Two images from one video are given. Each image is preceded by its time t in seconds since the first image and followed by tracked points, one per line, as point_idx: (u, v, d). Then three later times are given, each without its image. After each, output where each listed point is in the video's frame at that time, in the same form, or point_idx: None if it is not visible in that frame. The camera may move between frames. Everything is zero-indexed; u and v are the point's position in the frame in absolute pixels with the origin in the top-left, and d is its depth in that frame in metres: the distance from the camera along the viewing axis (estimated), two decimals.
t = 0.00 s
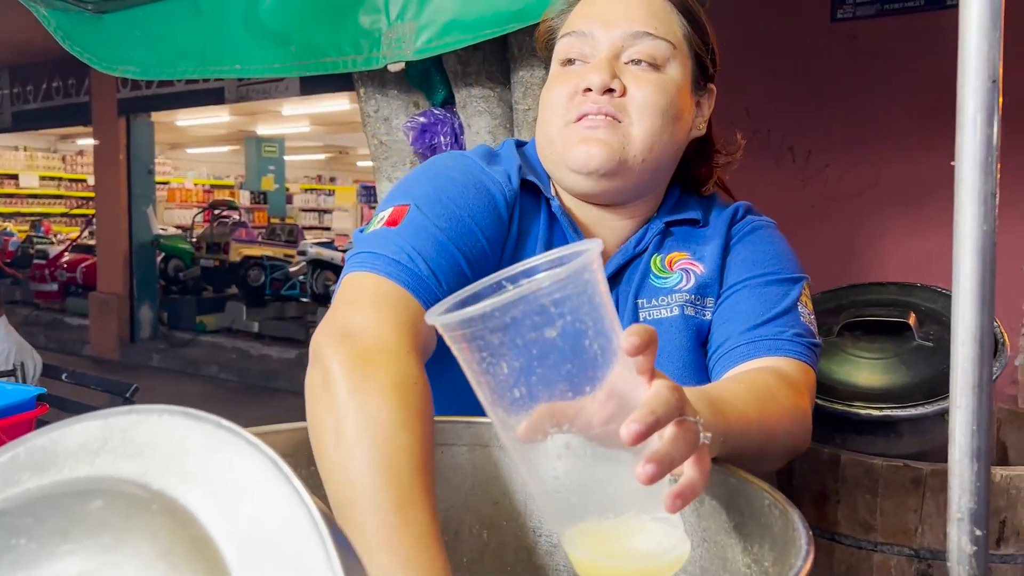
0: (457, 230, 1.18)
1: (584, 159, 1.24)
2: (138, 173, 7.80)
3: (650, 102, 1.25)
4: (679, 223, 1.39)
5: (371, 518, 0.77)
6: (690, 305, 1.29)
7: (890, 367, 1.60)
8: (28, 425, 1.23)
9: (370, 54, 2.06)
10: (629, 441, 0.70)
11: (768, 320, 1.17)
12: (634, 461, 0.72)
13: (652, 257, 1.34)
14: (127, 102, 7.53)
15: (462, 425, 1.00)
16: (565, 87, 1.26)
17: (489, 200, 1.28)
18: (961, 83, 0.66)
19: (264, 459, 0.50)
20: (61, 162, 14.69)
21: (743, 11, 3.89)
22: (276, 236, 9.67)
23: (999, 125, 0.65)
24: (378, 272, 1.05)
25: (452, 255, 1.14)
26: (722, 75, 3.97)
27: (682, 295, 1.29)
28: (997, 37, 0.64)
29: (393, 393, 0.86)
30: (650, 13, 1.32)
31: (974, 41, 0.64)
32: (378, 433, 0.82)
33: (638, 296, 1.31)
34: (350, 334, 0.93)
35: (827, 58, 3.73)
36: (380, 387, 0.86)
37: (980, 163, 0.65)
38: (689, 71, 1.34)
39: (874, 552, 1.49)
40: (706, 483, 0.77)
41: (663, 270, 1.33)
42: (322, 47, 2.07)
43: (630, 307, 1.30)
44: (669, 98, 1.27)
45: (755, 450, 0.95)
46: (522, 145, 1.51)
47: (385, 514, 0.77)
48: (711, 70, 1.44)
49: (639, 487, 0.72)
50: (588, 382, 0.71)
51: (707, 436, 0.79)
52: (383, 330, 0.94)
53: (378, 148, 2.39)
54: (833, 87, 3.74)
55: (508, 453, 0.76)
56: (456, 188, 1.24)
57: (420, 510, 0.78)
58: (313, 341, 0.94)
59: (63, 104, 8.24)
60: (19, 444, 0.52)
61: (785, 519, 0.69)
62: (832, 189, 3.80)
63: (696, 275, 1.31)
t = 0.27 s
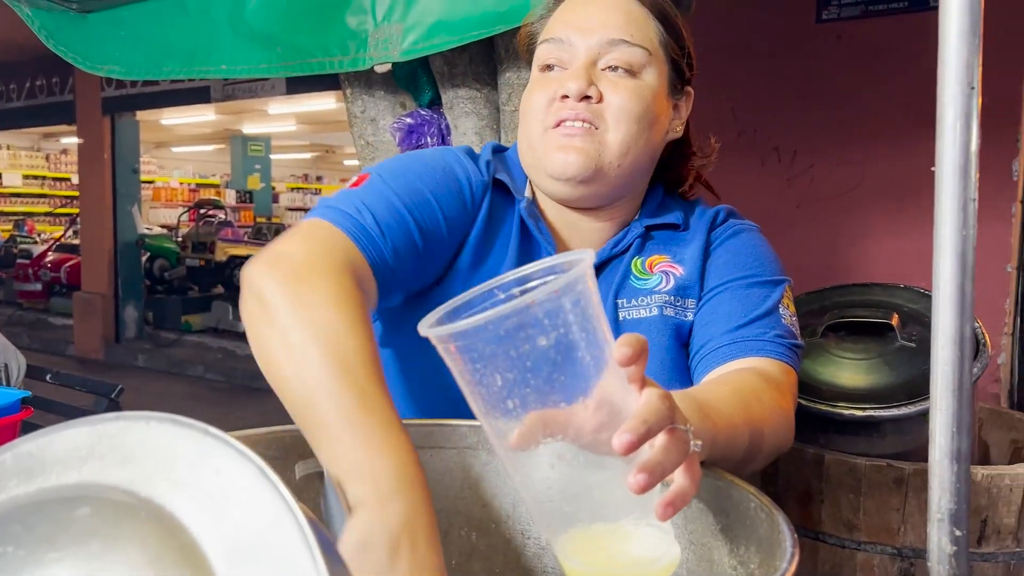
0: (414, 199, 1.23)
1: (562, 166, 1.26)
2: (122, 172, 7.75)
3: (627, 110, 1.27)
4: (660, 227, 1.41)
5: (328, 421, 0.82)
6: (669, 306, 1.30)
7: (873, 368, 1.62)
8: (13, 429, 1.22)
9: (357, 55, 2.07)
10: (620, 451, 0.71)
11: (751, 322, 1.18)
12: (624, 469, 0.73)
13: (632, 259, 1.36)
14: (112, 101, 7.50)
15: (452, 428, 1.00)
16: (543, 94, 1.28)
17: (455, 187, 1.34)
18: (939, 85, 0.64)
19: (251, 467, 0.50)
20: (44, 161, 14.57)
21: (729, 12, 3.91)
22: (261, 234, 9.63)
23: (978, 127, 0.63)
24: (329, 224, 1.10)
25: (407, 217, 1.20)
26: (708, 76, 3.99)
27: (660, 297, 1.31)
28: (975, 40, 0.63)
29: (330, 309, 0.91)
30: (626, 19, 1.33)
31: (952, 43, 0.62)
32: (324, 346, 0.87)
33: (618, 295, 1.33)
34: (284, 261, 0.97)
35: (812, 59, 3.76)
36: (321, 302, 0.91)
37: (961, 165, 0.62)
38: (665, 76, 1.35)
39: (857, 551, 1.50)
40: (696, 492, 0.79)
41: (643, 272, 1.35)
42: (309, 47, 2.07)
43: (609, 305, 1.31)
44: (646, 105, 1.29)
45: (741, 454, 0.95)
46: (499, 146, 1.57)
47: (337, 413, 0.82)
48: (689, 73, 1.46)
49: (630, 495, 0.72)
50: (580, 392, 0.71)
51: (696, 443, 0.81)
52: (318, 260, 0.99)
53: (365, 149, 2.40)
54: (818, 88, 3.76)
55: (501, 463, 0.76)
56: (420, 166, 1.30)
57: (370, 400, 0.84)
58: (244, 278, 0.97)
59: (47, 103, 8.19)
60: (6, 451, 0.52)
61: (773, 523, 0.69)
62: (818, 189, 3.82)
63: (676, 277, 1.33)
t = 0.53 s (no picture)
0: (365, 151, 1.38)
1: (535, 176, 1.31)
2: (108, 171, 7.72)
3: (599, 122, 1.30)
4: (637, 229, 1.42)
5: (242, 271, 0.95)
6: (641, 307, 1.32)
7: (853, 368, 1.64)
8: None
9: (343, 56, 2.08)
10: (593, 453, 0.72)
11: (728, 323, 1.20)
12: (598, 470, 0.74)
13: (609, 260, 1.38)
14: (98, 100, 7.46)
15: (433, 430, 1.00)
16: (520, 104, 1.32)
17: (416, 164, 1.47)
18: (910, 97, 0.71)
19: (228, 469, 0.50)
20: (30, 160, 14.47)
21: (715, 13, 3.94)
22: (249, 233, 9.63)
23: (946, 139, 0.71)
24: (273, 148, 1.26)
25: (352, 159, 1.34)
26: (694, 76, 4.02)
27: (632, 298, 1.33)
28: (943, 48, 0.69)
29: (260, 202, 1.07)
30: (603, 31, 1.35)
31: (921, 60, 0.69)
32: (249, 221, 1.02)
33: (591, 295, 1.35)
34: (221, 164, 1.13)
35: (797, 60, 3.78)
36: (248, 199, 1.06)
37: (929, 177, 0.70)
38: (641, 87, 1.38)
39: (836, 549, 1.53)
40: (668, 491, 0.80)
41: (618, 273, 1.37)
42: (295, 48, 2.08)
43: (582, 302, 1.34)
44: (619, 118, 1.32)
45: (716, 452, 0.97)
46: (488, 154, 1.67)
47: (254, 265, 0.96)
48: (666, 81, 1.47)
49: (603, 496, 0.74)
50: (554, 396, 0.72)
51: (668, 445, 0.82)
52: (257, 173, 1.15)
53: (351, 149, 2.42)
54: (803, 89, 3.79)
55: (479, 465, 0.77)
56: (389, 140, 1.45)
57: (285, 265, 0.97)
58: (178, 174, 1.11)
59: (33, 102, 8.14)
60: None
61: (743, 524, 0.71)
62: (803, 189, 3.85)
63: (649, 278, 1.35)
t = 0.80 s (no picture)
0: (350, 150, 1.43)
1: (514, 171, 1.32)
2: (97, 171, 7.70)
3: (576, 116, 1.31)
4: (623, 231, 1.43)
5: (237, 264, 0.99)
6: (623, 309, 1.33)
7: (835, 366, 1.65)
8: None
9: (329, 56, 2.09)
10: (563, 442, 0.73)
11: (709, 322, 1.21)
12: (567, 461, 0.75)
13: (592, 262, 1.40)
14: (86, 99, 7.44)
15: (413, 428, 1.02)
16: (498, 99, 1.34)
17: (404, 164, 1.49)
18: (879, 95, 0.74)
19: (200, 466, 0.52)
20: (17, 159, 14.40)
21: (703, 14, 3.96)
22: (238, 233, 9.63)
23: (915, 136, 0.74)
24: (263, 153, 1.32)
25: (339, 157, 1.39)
26: (682, 77, 4.03)
27: (614, 301, 1.34)
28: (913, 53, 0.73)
29: (250, 195, 1.11)
30: (578, 27, 1.37)
31: (891, 62, 0.73)
32: (244, 219, 1.06)
33: (574, 297, 1.37)
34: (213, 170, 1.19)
35: (784, 60, 3.81)
36: (239, 202, 1.10)
37: (898, 177, 0.74)
38: (619, 84, 1.39)
39: (817, 546, 1.54)
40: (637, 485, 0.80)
41: (602, 275, 1.38)
42: (281, 49, 2.08)
43: (564, 305, 1.35)
44: (595, 112, 1.33)
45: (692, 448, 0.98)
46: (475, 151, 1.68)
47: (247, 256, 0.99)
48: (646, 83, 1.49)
49: (574, 486, 0.75)
50: (527, 387, 0.74)
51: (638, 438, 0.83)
52: (249, 170, 1.20)
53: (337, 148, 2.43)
54: (790, 89, 3.81)
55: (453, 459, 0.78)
56: (373, 142, 1.48)
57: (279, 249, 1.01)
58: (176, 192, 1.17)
59: (20, 100, 8.11)
60: None
61: (714, 519, 0.72)
62: (789, 189, 3.87)
63: (632, 279, 1.36)
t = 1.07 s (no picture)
0: (356, 181, 1.38)
1: (502, 202, 1.36)
2: (87, 171, 7.67)
3: (557, 145, 1.33)
4: (611, 236, 1.45)
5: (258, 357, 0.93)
6: (612, 314, 1.34)
7: (816, 368, 1.68)
8: None
9: (317, 59, 2.08)
10: (536, 440, 0.74)
11: (694, 330, 1.23)
12: (542, 459, 0.76)
13: (582, 266, 1.41)
14: (76, 99, 7.42)
15: (398, 431, 1.03)
16: (478, 129, 1.35)
17: (400, 177, 1.48)
18: (853, 113, 0.82)
19: (174, 470, 0.52)
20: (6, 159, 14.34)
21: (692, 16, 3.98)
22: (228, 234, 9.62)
23: (886, 150, 0.82)
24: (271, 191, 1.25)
25: (348, 196, 1.34)
26: (671, 78, 4.05)
27: (604, 305, 1.36)
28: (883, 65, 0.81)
29: (267, 263, 1.05)
30: (551, 50, 1.34)
31: (863, 84, 0.81)
32: (262, 291, 1.00)
33: (563, 302, 1.38)
34: (224, 219, 1.12)
35: (773, 62, 3.83)
36: (255, 258, 1.05)
37: (869, 187, 0.82)
38: (596, 99, 1.39)
39: (799, 546, 1.56)
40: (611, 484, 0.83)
41: (591, 280, 1.40)
42: (268, 51, 2.08)
43: (554, 311, 1.36)
44: (575, 137, 1.34)
45: (672, 453, 0.99)
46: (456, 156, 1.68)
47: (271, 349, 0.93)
48: (626, 83, 1.49)
49: (547, 484, 0.76)
50: (502, 387, 0.75)
51: (610, 439, 0.85)
52: (263, 226, 1.13)
53: (325, 151, 2.44)
54: (780, 91, 3.83)
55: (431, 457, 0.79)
56: (372, 159, 1.45)
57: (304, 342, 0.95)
58: (183, 238, 1.10)
59: (10, 100, 8.08)
60: None
61: (684, 519, 0.74)
62: (779, 191, 3.88)
63: (621, 284, 1.37)
